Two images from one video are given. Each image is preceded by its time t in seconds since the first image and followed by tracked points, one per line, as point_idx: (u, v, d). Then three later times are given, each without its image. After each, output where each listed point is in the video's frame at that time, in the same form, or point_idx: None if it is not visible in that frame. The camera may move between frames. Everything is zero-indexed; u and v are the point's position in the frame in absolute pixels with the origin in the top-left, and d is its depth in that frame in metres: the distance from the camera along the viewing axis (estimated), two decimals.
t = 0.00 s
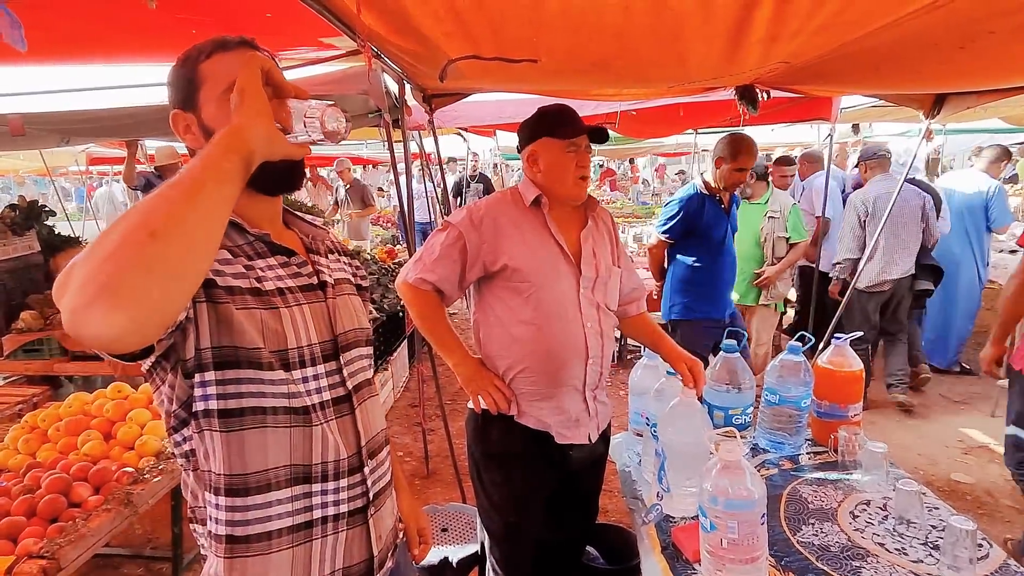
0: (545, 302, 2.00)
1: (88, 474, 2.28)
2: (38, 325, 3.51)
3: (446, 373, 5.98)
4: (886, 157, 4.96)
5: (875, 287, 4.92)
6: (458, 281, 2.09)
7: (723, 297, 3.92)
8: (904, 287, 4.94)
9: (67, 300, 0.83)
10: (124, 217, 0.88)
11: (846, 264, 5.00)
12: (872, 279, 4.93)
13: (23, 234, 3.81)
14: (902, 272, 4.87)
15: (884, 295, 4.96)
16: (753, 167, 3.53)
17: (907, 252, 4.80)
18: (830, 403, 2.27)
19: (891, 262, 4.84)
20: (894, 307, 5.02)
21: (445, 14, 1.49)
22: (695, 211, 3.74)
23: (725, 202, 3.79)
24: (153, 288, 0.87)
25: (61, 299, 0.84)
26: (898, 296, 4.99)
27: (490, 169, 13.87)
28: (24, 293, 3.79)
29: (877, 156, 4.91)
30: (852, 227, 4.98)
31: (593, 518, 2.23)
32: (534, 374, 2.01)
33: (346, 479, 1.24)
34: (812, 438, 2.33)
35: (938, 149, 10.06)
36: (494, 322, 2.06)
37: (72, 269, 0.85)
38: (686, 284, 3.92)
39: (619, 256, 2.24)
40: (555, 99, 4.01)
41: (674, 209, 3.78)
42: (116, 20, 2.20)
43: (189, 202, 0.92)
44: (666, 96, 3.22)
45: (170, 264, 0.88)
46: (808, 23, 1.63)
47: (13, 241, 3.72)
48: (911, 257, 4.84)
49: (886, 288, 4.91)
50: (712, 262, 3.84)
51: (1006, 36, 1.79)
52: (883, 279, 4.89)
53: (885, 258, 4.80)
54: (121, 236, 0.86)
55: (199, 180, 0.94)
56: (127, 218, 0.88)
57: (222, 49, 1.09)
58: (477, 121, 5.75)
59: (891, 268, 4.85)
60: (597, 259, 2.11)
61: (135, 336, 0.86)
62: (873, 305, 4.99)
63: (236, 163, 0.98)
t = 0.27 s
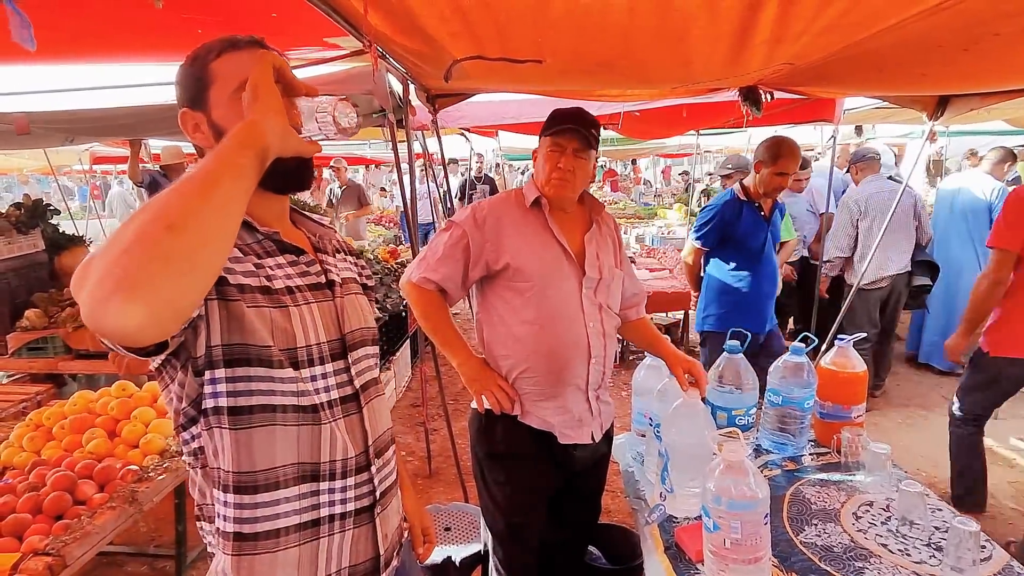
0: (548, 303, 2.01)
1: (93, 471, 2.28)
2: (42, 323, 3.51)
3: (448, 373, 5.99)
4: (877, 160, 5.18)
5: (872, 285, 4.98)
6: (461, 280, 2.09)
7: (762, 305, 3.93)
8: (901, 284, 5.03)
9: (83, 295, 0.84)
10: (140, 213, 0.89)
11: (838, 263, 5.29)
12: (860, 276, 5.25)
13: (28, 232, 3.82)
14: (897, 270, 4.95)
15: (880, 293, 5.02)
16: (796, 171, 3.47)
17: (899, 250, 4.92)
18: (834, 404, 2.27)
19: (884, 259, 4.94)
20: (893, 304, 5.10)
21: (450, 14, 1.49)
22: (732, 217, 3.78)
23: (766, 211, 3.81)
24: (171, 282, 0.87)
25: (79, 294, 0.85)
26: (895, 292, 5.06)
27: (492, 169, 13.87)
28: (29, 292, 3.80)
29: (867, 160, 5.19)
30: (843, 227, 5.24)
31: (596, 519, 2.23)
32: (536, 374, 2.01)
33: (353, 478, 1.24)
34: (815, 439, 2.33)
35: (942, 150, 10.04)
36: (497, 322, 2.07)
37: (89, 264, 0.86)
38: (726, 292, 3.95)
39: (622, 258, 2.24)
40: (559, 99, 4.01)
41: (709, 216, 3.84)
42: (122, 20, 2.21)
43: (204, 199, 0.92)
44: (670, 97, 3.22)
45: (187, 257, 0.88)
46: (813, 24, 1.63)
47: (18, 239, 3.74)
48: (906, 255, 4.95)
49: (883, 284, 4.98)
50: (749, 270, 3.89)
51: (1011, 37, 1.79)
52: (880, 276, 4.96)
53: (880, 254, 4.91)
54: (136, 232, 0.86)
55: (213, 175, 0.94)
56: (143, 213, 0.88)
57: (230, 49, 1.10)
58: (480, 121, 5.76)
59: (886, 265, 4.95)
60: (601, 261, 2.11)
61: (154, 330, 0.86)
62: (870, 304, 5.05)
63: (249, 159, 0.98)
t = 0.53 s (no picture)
0: (550, 303, 2.01)
1: (97, 469, 2.29)
2: (45, 321, 3.51)
3: (450, 372, 6.00)
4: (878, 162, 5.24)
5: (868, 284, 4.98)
6: (464, 279, 2.09)
7: (818, 316, 3.35)
8: (898, 285, 5.02)
9: (100, 288, 0.84)
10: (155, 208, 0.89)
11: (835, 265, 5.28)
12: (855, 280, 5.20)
13: (31, 231, 3.83)
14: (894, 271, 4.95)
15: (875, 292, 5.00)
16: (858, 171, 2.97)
17: (897, 251, 4.92)
18: (836, 405, 2.27)
19: (881, 259, 4.94)
20: (889, 305, 5.06)
21: (456, 14, 1.50)
22: (787, 216, 3.24)
23: (827, 211, 3.25)
24: (188, 274, 0.87)
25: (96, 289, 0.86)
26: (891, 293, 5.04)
27: (494, 169, 13.88)
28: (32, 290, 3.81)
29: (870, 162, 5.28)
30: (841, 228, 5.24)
31: (597, 518, 2.23)
32: (537, 373, 2.02)
33: (360, 475, 1.25)
34: (818, 439, 2.33)
35: (945, 152, 10.02)
36: (499, 321, 2.07)
37: (106, 258, 0.87)
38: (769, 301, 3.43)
39: (626, 260, 2.24)
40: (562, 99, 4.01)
41: (760, 215, 3.32)
42: (128, 19, 2.22)
43: (218, 193, 0.92)
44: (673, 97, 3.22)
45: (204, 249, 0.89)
46: (818, 25, 1.63)
47: (22, 238, 3.74)
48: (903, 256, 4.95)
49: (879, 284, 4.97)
50: (806, 278, 3.31)
51: (1016, 39, 1.79)
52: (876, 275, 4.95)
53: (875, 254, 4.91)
54: (152, 227, 0.86)
55: (227, 169, 0.94)
56: (158, 208, 0.89)
57: (242, 47, 1.10)
58: (483, 121, 5.76)
59: (883, 265, 4.94)
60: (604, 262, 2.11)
61: (172, 323, 0.86)
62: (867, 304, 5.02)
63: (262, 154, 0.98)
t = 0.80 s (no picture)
0: (550, 302, 2.01)
1: (97, 467, 2.29)
2: (46, 319, 3.51)
3: (450, 371, 6.00)
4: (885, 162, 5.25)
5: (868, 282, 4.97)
6: (464, 279, 2.09)
7: (861, 317, 3.31)
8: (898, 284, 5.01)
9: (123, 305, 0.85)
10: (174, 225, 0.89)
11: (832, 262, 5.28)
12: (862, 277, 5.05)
13: (32, 229, 3.83)
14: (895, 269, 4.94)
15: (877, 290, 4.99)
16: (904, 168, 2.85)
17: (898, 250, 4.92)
18: (836, 405, 2.27)
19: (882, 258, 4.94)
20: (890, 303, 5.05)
21: (457, 13, 1.50)
22: (829, 217, 3.15)
23: (869, 209, 3.16)
24: (209, 294, 0.88)
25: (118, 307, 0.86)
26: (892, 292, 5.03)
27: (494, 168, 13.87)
28: (33, 288, 3.81)
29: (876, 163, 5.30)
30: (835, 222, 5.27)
31: (597, 518, 2.23)
32: (537, 373, 2.02)
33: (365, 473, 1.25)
34: (818, 440, 2.33)
35: (945, 152, 10.01)
36: (500, 320, 2.07)
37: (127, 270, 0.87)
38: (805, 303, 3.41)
39: (626, 258, 2.24)
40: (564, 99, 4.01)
41: (800, 215, 3.22)
42: (128, 17, 2.22)
43: (239, 215, 0.92)
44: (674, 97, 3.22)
45: (225, 269, 0.89)
46: (819, 25, 1.63)
47: (22, 236, 3.74)
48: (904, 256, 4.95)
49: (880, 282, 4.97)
50: (848, 281, 3.25)
51: (1018, 39, 1.79)
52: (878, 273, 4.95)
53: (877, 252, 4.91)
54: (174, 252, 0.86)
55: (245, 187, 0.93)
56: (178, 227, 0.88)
57: (251, 46, 1.11)
58: (484, 120, 5.76)
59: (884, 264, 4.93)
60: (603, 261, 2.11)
61: (191, 340, 0.89)
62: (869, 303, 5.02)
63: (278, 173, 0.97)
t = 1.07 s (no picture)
0: (550, 302, 2.01)
1: (96, 465, 2.29)
2: (45, 318, 3.51)
3: (449, 371, 5.99)
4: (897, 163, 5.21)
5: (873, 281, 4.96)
6: (464, 278, 2.09)
7: (902, 334, 2.88)
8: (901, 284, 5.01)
9: (143, 404, 0.91)
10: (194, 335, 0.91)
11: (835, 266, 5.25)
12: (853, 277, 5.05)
13: (31, 227, 3.81)
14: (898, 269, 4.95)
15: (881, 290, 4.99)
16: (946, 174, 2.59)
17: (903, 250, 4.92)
18: (835, 405, 2.27)
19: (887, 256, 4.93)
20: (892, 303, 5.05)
21: (457, 12, 1.50)
22: (865, 223, 2.78)
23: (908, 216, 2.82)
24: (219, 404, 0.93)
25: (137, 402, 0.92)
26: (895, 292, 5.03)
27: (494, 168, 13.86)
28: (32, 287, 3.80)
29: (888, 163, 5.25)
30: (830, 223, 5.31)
31: (597, 517, 2.23)
32: (537, 372, 2.02)
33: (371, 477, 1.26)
34: (817, 439, 2.33)
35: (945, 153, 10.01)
36: (499, 319, 2.07)
37: (147, 365, 0.91)
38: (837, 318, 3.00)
39: (625, 258, 2.24)
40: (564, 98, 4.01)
41: (831, 222, 2.86)
42: (128, 15, 2.22)
43: (255, 340, 0.93)
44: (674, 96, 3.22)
45: (240, 383, 0.93)
46: (819, 25, 1.63)
47: (21, 234, 3.74)
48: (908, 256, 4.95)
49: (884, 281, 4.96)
50: (888, 295, 2.85)
51: (1018, 39, 1.79)
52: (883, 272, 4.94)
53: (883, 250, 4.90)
54: (193, 375, 0.90)
55: (263, 307, 0.94)
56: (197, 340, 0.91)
57: (293, 60, 1.14)
58: (483, 119, 5.75)
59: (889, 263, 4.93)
60: (603, 262, 2.11)
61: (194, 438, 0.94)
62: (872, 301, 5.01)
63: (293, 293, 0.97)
